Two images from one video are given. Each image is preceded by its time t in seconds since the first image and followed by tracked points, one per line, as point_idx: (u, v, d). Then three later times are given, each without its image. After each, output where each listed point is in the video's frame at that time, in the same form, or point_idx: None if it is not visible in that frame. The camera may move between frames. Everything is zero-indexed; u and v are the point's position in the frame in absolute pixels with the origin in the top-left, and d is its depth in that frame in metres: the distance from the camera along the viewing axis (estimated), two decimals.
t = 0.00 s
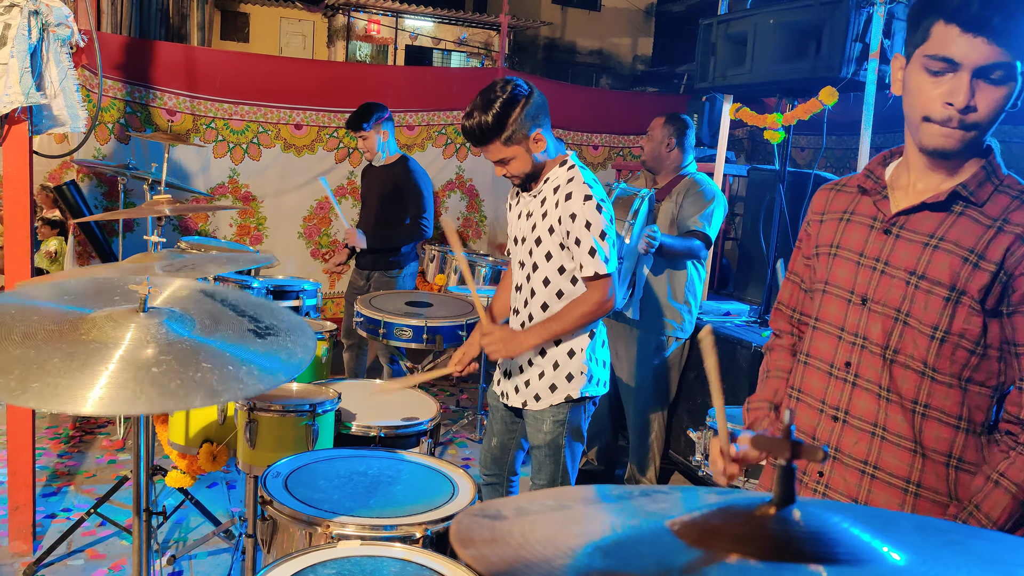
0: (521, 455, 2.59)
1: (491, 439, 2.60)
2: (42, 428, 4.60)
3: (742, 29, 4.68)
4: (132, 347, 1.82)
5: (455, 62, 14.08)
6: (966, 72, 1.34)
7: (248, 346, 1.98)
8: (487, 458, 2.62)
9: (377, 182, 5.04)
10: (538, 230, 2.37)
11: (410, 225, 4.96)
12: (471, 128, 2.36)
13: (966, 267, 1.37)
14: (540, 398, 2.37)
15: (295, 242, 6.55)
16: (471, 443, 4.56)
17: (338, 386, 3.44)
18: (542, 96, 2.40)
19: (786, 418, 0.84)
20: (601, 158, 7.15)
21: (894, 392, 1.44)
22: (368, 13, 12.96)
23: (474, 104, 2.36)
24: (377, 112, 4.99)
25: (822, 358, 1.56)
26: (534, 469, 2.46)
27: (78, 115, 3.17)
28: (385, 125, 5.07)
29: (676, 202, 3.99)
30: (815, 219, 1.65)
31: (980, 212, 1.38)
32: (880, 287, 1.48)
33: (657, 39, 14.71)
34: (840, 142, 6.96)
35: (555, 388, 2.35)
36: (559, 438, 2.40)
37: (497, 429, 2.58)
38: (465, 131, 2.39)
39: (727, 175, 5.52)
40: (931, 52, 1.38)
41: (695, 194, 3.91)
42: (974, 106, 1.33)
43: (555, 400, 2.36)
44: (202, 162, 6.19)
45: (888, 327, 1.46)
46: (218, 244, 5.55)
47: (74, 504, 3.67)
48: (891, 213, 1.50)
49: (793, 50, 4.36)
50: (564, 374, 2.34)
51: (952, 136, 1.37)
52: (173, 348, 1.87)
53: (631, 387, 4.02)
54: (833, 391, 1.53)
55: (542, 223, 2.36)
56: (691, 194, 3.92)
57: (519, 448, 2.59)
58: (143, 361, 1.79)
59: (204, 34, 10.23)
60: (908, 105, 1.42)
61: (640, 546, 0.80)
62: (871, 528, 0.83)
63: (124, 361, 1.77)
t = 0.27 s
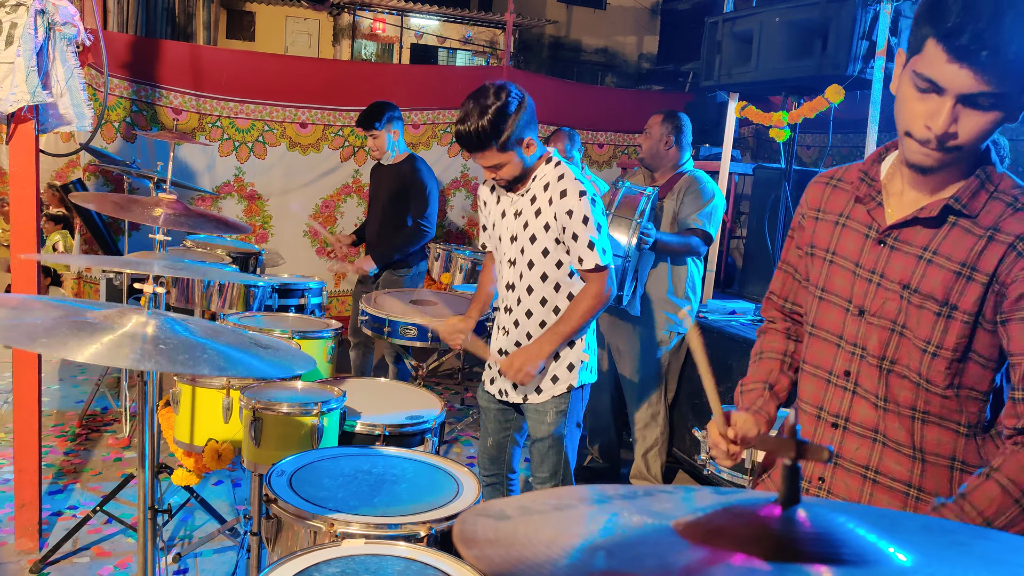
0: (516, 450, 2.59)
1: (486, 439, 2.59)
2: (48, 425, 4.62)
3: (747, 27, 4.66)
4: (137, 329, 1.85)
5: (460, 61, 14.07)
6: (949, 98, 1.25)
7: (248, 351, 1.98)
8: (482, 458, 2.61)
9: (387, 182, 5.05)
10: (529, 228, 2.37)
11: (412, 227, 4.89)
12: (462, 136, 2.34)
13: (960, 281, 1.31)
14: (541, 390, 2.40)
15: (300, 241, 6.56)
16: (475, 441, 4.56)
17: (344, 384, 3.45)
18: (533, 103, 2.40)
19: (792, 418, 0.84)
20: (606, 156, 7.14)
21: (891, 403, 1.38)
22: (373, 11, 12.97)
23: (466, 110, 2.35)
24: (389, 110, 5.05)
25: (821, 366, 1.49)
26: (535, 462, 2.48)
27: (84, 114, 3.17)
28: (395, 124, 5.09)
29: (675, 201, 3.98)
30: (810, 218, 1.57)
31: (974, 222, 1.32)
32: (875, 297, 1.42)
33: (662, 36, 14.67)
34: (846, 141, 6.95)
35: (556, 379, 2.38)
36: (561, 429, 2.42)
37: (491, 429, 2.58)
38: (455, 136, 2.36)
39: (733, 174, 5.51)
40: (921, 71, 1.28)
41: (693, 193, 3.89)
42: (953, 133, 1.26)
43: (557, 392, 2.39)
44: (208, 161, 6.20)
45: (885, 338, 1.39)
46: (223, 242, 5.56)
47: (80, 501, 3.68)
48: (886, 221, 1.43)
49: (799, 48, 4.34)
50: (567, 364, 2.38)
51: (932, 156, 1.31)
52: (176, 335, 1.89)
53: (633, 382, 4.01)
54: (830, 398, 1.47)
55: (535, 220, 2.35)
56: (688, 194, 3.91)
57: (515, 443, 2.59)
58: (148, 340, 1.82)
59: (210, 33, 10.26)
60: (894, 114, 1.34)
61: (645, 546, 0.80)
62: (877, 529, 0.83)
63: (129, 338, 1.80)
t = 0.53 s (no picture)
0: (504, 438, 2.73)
1: (476, 429, 2.74)
2: (45, 426, 4.60)
3: (745, 26, 4.66)
4: (131, 346, 1.81)
5: (458, 61, 14.00)
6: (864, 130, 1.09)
7: (252, 344, 1.98)
8: (473, 449, 2.76)
9: (382, 183, 5.04)
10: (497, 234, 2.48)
11: (409, 225, 4.94)
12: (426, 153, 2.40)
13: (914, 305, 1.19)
14: (525, 380, 2.53)
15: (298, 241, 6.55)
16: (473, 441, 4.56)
17: (340, 383, 3.45)
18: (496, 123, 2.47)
19: (788, 416, 0.83)
20: (604, 155, 7.13)
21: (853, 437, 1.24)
22: (371, 10, 12.94)
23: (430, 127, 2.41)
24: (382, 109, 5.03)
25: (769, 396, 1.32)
26: (520, 451, 2.63)
27: (81, 114, 3.16)
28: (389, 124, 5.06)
29: (672, 199, 3.96)
30: (728, 235, 1.36)
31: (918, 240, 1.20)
32: (827, 325, 1.25)
33: (660, 35, 14.66)
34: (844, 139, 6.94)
35: (538, 368, 2.51)
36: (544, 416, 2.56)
37: (479, 420, 2.71)
38: (420, 153, 2.40)
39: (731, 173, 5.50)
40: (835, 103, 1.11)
41: (689, 192, 3.89)
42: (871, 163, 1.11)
43: (539, 380, 2.52)
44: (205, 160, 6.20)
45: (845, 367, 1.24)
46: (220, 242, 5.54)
47: (77, 502, 3.67)
48: (827, 244, 1.25)
49: (797, 47, 4.35)
50: (547, 354, 2.51)
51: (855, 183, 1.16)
52: (173, 346, 1.86)
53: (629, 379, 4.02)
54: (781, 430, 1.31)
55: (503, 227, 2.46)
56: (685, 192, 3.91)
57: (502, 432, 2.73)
58: (144, 361, 1.78)
59: (207, 32, 10.24)
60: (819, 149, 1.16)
61: (642, 545, 0.79)
62: (872, 527, 0.82)
63: (124, 359, 1.77)
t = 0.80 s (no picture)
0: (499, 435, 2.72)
1: (475, 426, 2.82)
2: (45, 425, 4.61)
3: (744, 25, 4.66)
4: (130, 330, 1.84)
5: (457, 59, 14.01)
6: (793, 124, 1.28)
7: (246, 348, 1.99)
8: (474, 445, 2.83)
9: (376, 181, 5.03)
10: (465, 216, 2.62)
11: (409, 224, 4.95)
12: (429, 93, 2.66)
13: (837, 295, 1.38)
14: (500, 369, 2.57)
15: (297, 239, 6.55)
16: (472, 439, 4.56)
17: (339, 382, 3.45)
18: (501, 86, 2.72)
19: (785, 414, 0.83)
20: (603, 154, 7.13)
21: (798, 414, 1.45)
22: (370, 9, 12.93)
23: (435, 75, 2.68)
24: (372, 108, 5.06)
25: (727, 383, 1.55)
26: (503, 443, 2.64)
27: (79, 113, 3.16)
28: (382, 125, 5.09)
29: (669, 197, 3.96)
30: (684, 237, 1.62)
31: (837, 233, 1.38)
32: (765, 316, 1.47)
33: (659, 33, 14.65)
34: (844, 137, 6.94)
35: (511, 360, 2.54)
36: (524, 410, 2.58)
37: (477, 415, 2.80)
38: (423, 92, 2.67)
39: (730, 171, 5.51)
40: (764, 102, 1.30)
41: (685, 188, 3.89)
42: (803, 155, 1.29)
43: (512, 370, 2.55)
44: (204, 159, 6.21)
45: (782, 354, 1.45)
46: (220, 241, 5.55)
47: (77, 500, 3.68)
48: (760, 241, 1.49)
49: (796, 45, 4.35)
50: (519, 344, 2.53)
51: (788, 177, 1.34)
52: (170, 334, 1.89)
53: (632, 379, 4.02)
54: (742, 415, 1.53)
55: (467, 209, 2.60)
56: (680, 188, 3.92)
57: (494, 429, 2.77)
58: (144, 343, 1.81)
59: (206, 31, 10.24)
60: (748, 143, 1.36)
61: (637, 541, 0.80)
62: (867, 526, 0.83)
63: (123, 340, 1.79)
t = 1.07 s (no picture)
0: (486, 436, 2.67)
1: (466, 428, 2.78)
2: (44, 426, 4.60)
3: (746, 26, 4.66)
4: (129, 341, 1.82)
5: (457, 60, 14.01)
6: (753, 74, 1.38)
7: (248, 347, 1.96)
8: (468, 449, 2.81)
9: (372, 181, 5.05)
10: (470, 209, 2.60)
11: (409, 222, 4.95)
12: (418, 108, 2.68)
13: (795, 263, 1.41)
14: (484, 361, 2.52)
15: (298, 240, 6.55)
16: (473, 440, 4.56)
17: (339, 384, 3.45)
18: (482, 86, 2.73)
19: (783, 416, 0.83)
20: (604, 155, 7.13)
21: (758, 381, 1.47)
22: (371, 10, 12.92)
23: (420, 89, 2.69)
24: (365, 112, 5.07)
25: (689, 359, 1.58)
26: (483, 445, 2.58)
27: (79, 113, 3.16)
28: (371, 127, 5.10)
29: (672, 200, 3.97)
30: (662, 221, 1.70)
31: (795, 206, 1.43)
32: (728, 289, 1.51)
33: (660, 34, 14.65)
34: (844, 137, 6.94)
35: (498, 351, 2.50)
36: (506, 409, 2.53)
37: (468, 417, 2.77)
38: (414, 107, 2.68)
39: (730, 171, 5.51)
40: (721, 57, 1.42)
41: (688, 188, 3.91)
42: (768, 108, 1.38)
43: (497, 362, 2.49)
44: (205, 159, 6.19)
45: (745, 326, 1.48)
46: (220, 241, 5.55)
47: (77, 502, 3.67)
48: (724, 216, 1.55)
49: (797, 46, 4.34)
50: (508, 337, 2.49)
51: (757, 133, 1.41)
52: (170, 342, 1.87)
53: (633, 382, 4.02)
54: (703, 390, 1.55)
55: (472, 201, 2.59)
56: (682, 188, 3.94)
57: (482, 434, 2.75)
58: (143, 356, 1.78)
59: (206, 32, 10.24)
60: (712, 108, 1.45)
61: (635, 545, 0.79)
62: (867, 527, 0.82)
63: (121, 354, 1.77)
